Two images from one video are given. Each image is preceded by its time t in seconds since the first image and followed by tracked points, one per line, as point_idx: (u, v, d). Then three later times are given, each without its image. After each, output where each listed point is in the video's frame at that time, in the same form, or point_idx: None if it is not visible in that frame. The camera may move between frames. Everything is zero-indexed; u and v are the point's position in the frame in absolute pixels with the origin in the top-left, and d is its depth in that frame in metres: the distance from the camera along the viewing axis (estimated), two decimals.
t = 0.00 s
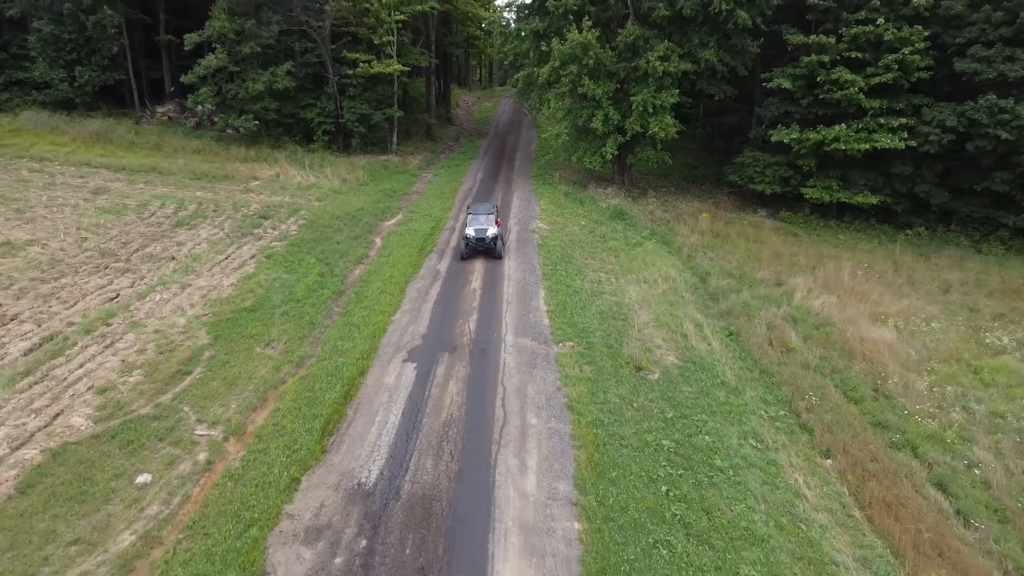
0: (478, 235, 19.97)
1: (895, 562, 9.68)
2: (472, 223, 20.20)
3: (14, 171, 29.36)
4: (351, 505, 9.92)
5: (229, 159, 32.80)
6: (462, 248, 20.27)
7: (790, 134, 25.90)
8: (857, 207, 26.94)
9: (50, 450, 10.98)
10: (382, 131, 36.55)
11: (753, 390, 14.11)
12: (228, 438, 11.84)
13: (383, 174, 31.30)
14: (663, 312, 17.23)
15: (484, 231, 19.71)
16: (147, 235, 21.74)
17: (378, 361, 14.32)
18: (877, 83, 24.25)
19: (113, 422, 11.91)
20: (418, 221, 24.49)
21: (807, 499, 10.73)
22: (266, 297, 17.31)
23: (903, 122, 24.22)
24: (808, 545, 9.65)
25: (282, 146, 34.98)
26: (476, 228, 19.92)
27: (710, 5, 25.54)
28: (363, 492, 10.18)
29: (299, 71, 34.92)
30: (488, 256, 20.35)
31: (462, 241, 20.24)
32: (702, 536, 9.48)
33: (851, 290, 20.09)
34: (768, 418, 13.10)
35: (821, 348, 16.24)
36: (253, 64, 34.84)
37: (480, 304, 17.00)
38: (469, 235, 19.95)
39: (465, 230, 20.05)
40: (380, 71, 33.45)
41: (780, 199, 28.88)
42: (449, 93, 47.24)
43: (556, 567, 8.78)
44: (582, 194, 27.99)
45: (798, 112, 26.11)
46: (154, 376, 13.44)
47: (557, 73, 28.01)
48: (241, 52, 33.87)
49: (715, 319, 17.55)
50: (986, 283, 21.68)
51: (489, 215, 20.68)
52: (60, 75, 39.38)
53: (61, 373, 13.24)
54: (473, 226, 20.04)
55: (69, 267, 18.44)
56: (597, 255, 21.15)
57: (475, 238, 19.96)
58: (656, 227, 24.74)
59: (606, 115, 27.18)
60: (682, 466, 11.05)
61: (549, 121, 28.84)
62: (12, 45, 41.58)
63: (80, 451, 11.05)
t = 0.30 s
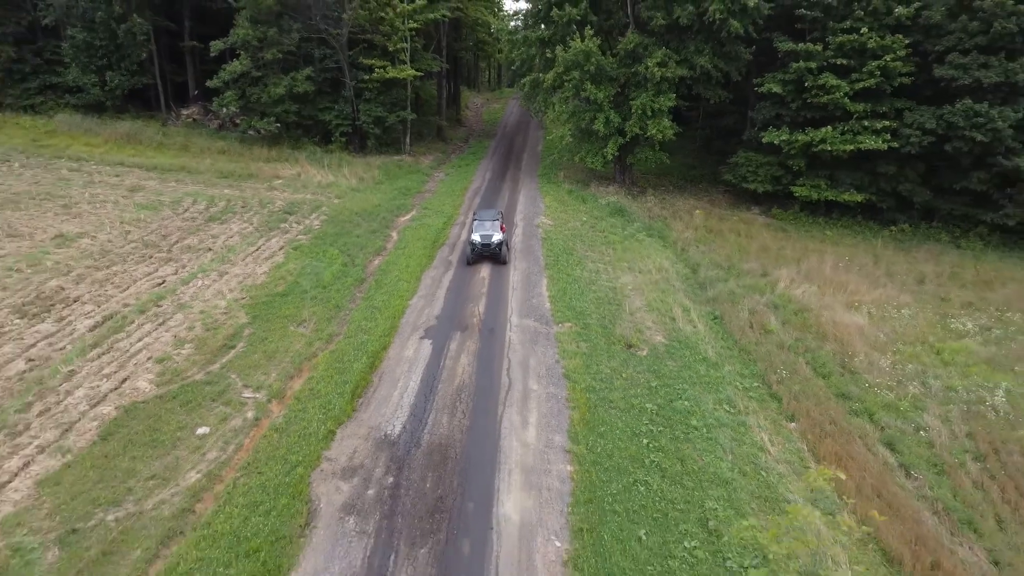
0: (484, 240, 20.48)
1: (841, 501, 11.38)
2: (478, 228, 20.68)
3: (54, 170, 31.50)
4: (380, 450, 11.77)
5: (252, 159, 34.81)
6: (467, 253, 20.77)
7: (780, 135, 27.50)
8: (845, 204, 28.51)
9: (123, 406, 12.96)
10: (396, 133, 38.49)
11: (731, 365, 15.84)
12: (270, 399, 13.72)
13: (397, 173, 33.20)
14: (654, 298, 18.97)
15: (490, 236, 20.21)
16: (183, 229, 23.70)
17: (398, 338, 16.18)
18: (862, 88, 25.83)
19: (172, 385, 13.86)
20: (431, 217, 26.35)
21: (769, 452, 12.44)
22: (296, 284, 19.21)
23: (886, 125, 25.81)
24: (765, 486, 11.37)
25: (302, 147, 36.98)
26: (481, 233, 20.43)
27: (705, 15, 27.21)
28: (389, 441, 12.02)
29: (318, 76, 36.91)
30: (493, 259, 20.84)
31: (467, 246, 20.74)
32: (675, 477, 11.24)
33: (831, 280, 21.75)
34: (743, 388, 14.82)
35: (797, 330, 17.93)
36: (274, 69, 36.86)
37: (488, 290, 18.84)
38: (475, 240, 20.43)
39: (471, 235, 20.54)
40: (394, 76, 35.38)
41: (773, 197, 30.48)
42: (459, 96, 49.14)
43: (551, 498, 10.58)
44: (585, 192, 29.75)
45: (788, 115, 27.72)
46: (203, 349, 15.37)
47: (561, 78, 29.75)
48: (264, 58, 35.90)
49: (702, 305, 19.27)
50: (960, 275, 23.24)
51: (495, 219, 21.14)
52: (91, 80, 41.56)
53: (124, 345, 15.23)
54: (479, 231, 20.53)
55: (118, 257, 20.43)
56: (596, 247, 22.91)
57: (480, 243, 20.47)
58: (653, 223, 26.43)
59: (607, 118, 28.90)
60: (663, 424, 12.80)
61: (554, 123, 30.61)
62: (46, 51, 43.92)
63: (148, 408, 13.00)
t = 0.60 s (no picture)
0: (489, 246, 21.19)
1: (801, 458, 13.09)
2: (483, 235, 21.37)
3: (91, 170, 33.66)
4: (401, 412, 13.64)
5: (273, 160, 36.83)
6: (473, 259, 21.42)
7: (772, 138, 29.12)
8: (834, 203, 30.09)
9: (178, 375, 14.95)
10: (409, 134, 40.46)
11: (714, 346, 17.57)
12: (304, 370, 15.63)
13: (410, 173, 35.09)
14: (648, 288, 20.73)
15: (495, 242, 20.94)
16: (215, 224, 25.72)
17: (415, 320, 18.08)
18: (848, 93, 27.44)
19: (219, 358, 15.83)
20: (443, 214, 28.20)
21: (742, 417, 14.18)
22: (322, 273, 21.14)
23: (871, 128, 27.41)
24: (735, 443, 13.13)
25: (320, 148, 38.99)
26: (486, 239, 21.14)
27: (701, 24, 28.92)
28: (409, 404, 13.89)
29: (335, 81, 38.90)
30: (498, 264, 21.51)
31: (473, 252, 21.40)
32: (656, 435, 13.01)
33: (814, 273, 23.39)
34: (723, 365, 16.56)
35: (778, 317, 19.65)
36: (294, 75, 38.88)
37: (496, 279, 20.71)
38: (480, 246, 21.09)
39: (477, 241, 21.22)
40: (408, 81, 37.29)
41: (767, 196, 32.10)
42: (469, 98, 51.07)
43: (549, 450, 12.37)
44: (588, 191, 31.50)
45: (780, 118, 29.34)
46: (243, 329, 17.32)
47: (566, 84, 31.52)
48: (284, 64, 37.91)
49: (692, 294, 20.99)
50: (938, 269, 24.80)
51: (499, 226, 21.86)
52: (121, 84, 43.79)
53: (174, 325, 17.23)
54: (484, 237, 21.23)
55: (159, 249, 22.46)
56: (597, 242, 24.67)
57: (486, 249, 21.18)
58: (651, 219, 28.12)
59: (609, 121, 30.64)
60: (648, 393, 14.59)
61: (559, 126, 32.38)
62: (78, 57, 46.26)
63: (199, 376, 14.96)
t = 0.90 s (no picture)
0: (495, 251, 21.71)
1: (771, 424, 14.80)
2: (488, 240, 21.90)
3: (123, 170, 35.82)
4: (419, 381, 15.50)
5: (293, 160, 38.87)
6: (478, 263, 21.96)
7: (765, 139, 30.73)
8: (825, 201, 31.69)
9: (222, 350, 16.90)
10: (421, 136, 42.46)
11: (701, 329, 19.31)
12: (332, 347, 17.52)
13: (423, 172, 36.99)
14: (643, 278, 22.47)
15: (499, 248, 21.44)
16: (243, 219, 27.71)
17: (430, 305, 19.98)
18: (837, 97, 29.00)
19: (256, 336, 17.77)
20: (454, 211, 30.07)
21: (721, 389, 15.94)
22: (343, 264, 23.06)
23: (858, 130, 28.98)
24: (712, 409, 14.88)
25: (336, 149, 41.03)
26: (492, 245, 21.65)
27: (697, 32, 30.59)
28: (426, 375, 15.78)
29: (351, 85, 40.95)
30: (503, 269, 22.01)
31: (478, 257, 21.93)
32: (643, 402, 14.78)
33: (801, 266, 25.05)
34: (708, 345, 18.31)
35: (762, 305, 21.35)
36: (312, 79, 40.95)
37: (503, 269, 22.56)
38: (486, 251, 21.61)
39: (483, 246, 21.75)
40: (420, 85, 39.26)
41: (761, 195, 33.73)
42: (478, 101, 53.00)
43: (548, 412, 14.19)
44: (590, 190, 33.28)
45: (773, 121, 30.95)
46: (275, 312, 19.25)
47: (570, 88, 33.34)
48: (303, 69, 39.98)
49: (684, 284, 22.74)
50: (919, 263, 26.36)
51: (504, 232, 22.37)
52: (147, 88, 46.02)
53: (214, 308, 19.21)
54: (489, 243, 21.76)
55: (194, 241, 24.48)
56: (597, 237, 26.44)
57: (491, 254, 21.69)
58: (650, 216, 29.84)
59: (610, 123, 32.38)
60: (638, 368, 16.37)
61: (563, 128, 34.19)
62: (106, 62, 48.58)
63: (240, 352, 16.90)
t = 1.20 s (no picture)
0: (498, 256, 22.37)
1: (748, 396, 16.55)
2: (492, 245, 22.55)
3: (152, 169, 37.99)
4: (434, 357, 17.40)
5: (311, 160, 40.93)
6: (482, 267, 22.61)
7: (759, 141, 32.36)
8: (816, 200, 33.29)
9: (257, 330, 18.89)
10: (432, 137, 44.43)
11: (691, 316, 21.08)
12: (355, 329, 19.44)
13: (434, 172, 38.92)
14: (639, 270, 24.26)
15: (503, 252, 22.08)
16: (267, 215, 29.73)
17: (443, 292, 21.93)
18: (827, 101, 30.60)
19: (287, 318, 19.74)
20: (464, 208, 31.96)
21: (705, 366, 17.70)
22: (362, 256, 25.02)
23: (847, 132, 30.58)
24: (695, 382, 16.66)
25: (352, 149, 43.07)
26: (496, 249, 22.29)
27: (695, 39, 32.29)
28: (440, 352, 17.68)
29: (366, 88, 42.97)
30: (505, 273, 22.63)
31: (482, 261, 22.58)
32: (633, 375, 16.58)
33: (789, 259, 26.73)
34: (696, 329, 20.08)
35: (750, 294, 23.05)
36: (329, 83, 42.99)
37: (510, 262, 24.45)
38: (490, 256, 22.26)
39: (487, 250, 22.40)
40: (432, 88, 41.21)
41: (757, 193, 35.37)
42: (487, 103, 54.93)
43: (548, 383, 16.05)
44: (593, 189, 35.05)
45: (766, 123, 32.56)
46: (302, 298, 21.22)
47: (574, 92, 35.14)
48: (320, 73, 42.03)
49: (677, 275, 24.49)
50: (902, 258, 27.95)
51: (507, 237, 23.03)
52: (171, 91, 48.29)
53: (248, 294, 21.21)
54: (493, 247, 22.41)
55: (225, 235, 26.50)
56: (598, 232, 28.23)
57: (495, 259, 22.33)
58: (649, 213, 31.58)
59: (612, 125, 34.09)
60: (631, 347, 18.17)
61: (568, 130, 35.99)
62: (132, 66, 50.91)
63: (274, 332, 18.87)
